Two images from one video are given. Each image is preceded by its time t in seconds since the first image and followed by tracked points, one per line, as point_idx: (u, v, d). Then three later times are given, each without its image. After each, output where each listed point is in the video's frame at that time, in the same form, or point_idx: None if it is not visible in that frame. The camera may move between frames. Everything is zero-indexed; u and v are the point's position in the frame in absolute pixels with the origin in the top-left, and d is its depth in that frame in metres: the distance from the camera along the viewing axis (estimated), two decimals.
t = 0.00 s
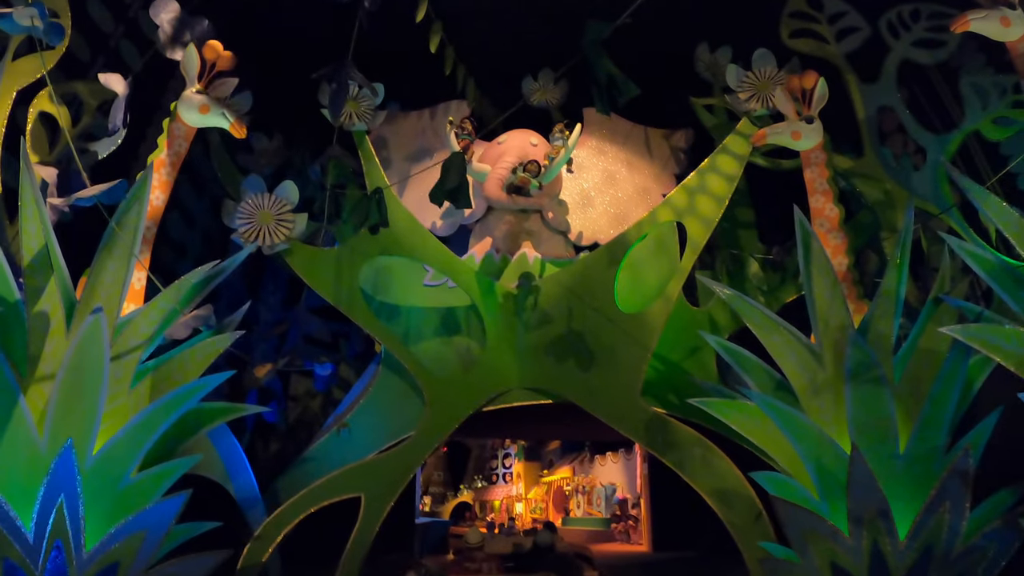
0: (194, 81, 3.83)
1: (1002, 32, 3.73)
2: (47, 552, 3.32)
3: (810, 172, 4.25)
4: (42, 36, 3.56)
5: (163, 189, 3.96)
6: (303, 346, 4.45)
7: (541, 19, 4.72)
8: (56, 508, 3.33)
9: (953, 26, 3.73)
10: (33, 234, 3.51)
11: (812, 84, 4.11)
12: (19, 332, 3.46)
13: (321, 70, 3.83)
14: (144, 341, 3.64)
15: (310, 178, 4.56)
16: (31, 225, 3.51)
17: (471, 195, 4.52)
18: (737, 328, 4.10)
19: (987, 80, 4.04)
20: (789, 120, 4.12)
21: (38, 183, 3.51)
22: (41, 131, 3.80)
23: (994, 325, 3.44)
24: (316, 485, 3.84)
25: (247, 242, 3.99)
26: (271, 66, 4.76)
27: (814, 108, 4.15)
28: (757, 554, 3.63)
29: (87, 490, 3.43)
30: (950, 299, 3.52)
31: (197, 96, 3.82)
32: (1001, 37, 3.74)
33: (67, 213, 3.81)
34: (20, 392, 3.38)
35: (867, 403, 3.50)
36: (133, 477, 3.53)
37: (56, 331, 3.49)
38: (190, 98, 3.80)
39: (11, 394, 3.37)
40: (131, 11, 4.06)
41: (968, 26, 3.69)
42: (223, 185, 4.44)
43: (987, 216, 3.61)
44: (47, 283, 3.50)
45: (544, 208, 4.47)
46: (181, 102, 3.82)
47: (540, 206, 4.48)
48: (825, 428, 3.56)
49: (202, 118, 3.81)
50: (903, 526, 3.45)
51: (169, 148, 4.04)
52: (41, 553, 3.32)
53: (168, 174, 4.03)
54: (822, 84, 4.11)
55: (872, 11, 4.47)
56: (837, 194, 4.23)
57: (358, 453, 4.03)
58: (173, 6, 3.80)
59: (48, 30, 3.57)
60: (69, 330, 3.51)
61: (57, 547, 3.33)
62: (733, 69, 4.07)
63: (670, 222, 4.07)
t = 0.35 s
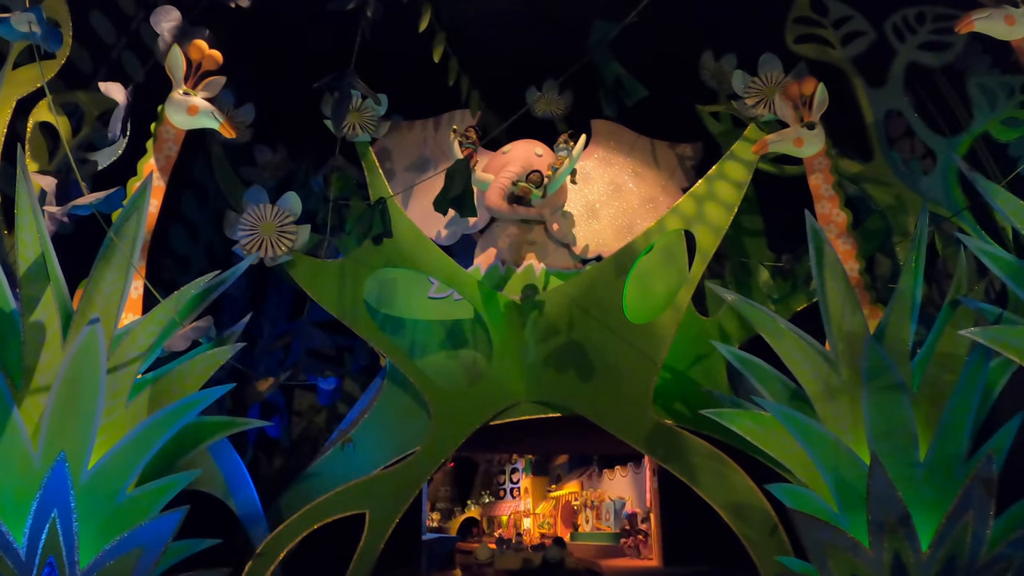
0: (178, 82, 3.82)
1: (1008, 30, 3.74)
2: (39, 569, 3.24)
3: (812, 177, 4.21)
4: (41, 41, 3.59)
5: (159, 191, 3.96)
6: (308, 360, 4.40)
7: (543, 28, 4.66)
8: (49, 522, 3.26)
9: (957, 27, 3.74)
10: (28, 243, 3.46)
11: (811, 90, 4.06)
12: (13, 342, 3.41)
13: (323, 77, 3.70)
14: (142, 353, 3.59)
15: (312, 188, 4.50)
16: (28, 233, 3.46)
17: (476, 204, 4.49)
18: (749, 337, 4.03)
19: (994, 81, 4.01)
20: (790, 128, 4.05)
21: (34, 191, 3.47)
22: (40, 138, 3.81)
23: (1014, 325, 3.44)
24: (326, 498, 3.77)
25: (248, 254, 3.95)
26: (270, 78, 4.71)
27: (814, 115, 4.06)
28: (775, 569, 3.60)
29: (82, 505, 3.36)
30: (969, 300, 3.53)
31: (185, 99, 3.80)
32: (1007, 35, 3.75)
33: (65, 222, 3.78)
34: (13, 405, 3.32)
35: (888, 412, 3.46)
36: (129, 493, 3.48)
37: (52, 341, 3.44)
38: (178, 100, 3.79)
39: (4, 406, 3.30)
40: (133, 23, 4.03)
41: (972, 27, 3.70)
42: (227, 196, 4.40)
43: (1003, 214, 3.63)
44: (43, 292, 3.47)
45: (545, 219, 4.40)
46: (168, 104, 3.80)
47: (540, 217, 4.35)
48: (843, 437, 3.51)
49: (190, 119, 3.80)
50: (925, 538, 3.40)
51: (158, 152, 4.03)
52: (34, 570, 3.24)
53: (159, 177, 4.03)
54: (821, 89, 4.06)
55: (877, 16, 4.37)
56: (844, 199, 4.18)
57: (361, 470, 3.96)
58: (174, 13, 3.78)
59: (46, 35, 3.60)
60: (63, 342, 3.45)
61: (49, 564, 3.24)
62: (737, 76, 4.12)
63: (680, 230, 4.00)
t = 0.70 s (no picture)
0: (168, 77, 3.78)
1: (1017, 29, 3.71)
2: None
3: (821, 186, 4.11)
4: (42, 39, 3.66)
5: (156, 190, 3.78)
6: (314, 369, 4.32)
7: (553, 33, 4.61)
8: (43, 530, 3.25)
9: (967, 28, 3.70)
10: (28, 245, 3.43)
11: (810, 96, 3.98)
12: (10, 346, 3.37)
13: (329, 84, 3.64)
14: (142, 359, 3.55)
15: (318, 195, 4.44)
16: (27, 235, 3.43)
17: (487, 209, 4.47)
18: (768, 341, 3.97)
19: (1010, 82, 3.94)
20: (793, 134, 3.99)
21: (34, 192, 3.43)
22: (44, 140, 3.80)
23: None
24: (345, 502, 3.72)
25: (254, 260, 3.90)
26: (276, 84, 4.67)
27: (818, 121, 3.98)
28: None
29: (77, 513, 3.33)
30: (994, 301, 3.51)
31: (177, 94, 3.76)
32: (1016, 35, 3.72)
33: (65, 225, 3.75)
34: (10, 410, 3.30)
35: (912, 421, 3.45)
36: (126, 502, 3.43)
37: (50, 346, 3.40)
38: (170, 95, 3.75)
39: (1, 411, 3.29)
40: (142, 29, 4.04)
41: (981, 27, 3.67)
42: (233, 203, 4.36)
43: None
44: (41, 296, 3.41)
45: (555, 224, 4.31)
46: (160, 99, 3.76)
47: (551, 223, 4.32)
48: (865, 446, 3.49)
49: (181, 114, 3.74)
50: (954, 553, 3.35)
51: (151, 149, 3.91)
52: None
53: (150, 175, 3.89)
54: (821, 95, 3.96)
55: (890, 18, 4.28)
56: (855, 204, 4.10)
57: (367, 482, 3.87)
58: (180, 16, 3.78)
59: (48, 32, 3.67)
60: (61, 347, 3.41)
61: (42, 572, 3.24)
62: (750, 79, 4.12)
63: (693, 235, 3.93)
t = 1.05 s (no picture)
0: (157, 76, 3.69)
1: (1013, 28, 3.62)
2: None
3: (816, 190, 4.08)
4: (33, 38, 3.63)
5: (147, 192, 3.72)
6: (314, 377, 4.27)
7: (553, 36, 4.56)
8: (29, 539, 3.15)
9: (962, 31, 3.65)
10: (19, 247, 3.37)
11: (800, 100, 3.91)
12: None
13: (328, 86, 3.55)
14: (135, 364, 3.50)
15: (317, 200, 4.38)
16: (19, 237, 3.37)
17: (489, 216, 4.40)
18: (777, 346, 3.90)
19: (1016, 79, 3.88)
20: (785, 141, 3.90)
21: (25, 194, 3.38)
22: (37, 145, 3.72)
23: None
24: (338, 516, 3.63)
25: (253, 267, 3.83)
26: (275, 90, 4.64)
27: (809, 123, 3.89)
28: None
29: (66, 522, 3.25)
30: (1010, 298, 3.38)
31: (167, 93, 3.69)
32: (1014, 33, 3.62)
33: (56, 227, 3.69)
34: None
35: (926, 424, 3.37)
36: (116, 511, 3.36)
37: (40, 350, 3.34)
38: (158, 95, 3.68)
39: None
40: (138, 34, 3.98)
41: (976, 27, 3.60)
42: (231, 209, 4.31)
43: None
44: (32, 299, 3.36)
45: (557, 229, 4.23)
46: (149, 99, 3.69)
47: (554, 227, 4.20)
48: (880, 451, 3.41)
49: (171, 113, 3.67)
50: (971, 559, 3.28)
51: (140, 151, 3.86)
52: None
53: (142, 176, 3.85)
54: (811, 97, 3.90)
55: (892, 17, 4.23)
56: (858, 206, 4.07)
57: (368, 492, 3.82)
58: (178, 18, 3.73)
59: (40, 32, 3.64)
60: (51, 352, 3.34)
61: None
62: (754, 80, 4.06)
63: (698, 238, 3.87)
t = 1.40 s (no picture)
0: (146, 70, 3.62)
1: (1004, 27, 3.50)
2: None
3: (810, 192, 4.07)
4: (20, 27, 3.50)
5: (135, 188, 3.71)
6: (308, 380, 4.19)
7: (550, 34, 4.49)
8: (7, 542, 3.05)
9: (954, 33, 3.56)
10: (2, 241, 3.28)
11: (786, 105, 3.81)
12: None
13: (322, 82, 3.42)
14: (121, 363, 3.43)
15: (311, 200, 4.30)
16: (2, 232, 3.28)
17: (487, 217, 4.27)
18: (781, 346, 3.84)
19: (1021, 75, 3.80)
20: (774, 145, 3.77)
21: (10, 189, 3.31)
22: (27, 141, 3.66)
23: None
24: (338, 518, 3.56)
25: (245, 267, 3.74)
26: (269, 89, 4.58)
27: (796, 128, 3.81)
28: None
29: (48, 525, 3.15)
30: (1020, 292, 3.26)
31: (156, 87, 3.61)
32: (1005, 32, 3.52)
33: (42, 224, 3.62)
34: None
35: (937, 423, 3.25)
36: (100, 514, 3.30)
37: (23, 347, 3.25)
38: (148, 89, 3.60)
39: None
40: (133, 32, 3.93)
41: (966, 29, 3.50)
42: (225, 208, 4.24)
43: None
44: (15, 294, 3.28)
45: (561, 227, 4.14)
46: (139, 93, 3.60)
47: (560, 224, 4.17)
48: (891, 453, 3.33)
49: (159, 107, 3.59)
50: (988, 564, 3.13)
51: (129, 145, 3.84)
52: None
53: (128, 172, 3.82)
54: (797, 102, 3.80)
55: (896, 14, 4.14)
56: (861, 205, 4.04)
57: (363, 497, 3.73)
58: (168, 12, 3.60)
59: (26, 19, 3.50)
60: (34, 349, 3.26)
61: None
62: (757, 75, 4.00)
63: (701, 236, 3.80)
